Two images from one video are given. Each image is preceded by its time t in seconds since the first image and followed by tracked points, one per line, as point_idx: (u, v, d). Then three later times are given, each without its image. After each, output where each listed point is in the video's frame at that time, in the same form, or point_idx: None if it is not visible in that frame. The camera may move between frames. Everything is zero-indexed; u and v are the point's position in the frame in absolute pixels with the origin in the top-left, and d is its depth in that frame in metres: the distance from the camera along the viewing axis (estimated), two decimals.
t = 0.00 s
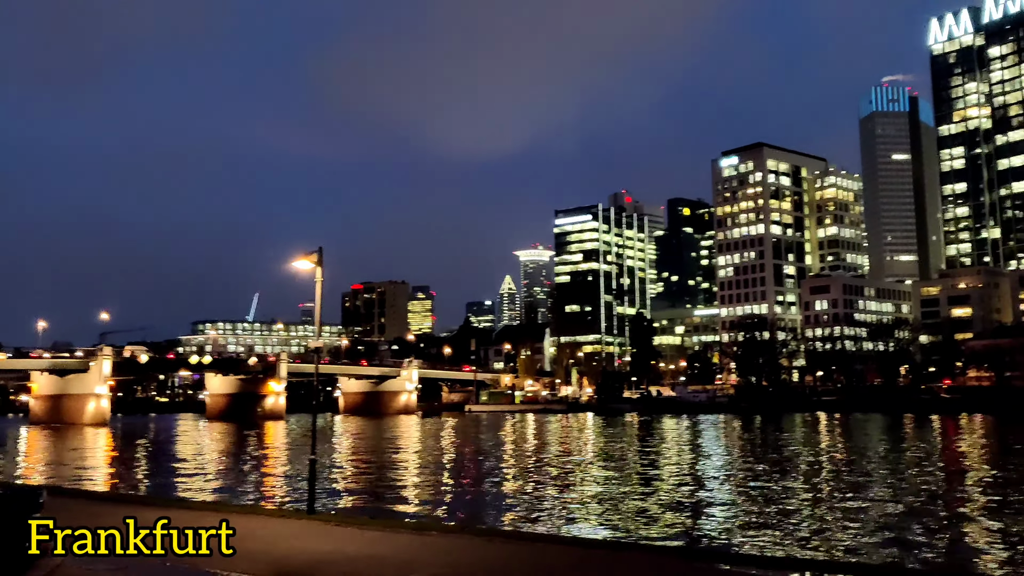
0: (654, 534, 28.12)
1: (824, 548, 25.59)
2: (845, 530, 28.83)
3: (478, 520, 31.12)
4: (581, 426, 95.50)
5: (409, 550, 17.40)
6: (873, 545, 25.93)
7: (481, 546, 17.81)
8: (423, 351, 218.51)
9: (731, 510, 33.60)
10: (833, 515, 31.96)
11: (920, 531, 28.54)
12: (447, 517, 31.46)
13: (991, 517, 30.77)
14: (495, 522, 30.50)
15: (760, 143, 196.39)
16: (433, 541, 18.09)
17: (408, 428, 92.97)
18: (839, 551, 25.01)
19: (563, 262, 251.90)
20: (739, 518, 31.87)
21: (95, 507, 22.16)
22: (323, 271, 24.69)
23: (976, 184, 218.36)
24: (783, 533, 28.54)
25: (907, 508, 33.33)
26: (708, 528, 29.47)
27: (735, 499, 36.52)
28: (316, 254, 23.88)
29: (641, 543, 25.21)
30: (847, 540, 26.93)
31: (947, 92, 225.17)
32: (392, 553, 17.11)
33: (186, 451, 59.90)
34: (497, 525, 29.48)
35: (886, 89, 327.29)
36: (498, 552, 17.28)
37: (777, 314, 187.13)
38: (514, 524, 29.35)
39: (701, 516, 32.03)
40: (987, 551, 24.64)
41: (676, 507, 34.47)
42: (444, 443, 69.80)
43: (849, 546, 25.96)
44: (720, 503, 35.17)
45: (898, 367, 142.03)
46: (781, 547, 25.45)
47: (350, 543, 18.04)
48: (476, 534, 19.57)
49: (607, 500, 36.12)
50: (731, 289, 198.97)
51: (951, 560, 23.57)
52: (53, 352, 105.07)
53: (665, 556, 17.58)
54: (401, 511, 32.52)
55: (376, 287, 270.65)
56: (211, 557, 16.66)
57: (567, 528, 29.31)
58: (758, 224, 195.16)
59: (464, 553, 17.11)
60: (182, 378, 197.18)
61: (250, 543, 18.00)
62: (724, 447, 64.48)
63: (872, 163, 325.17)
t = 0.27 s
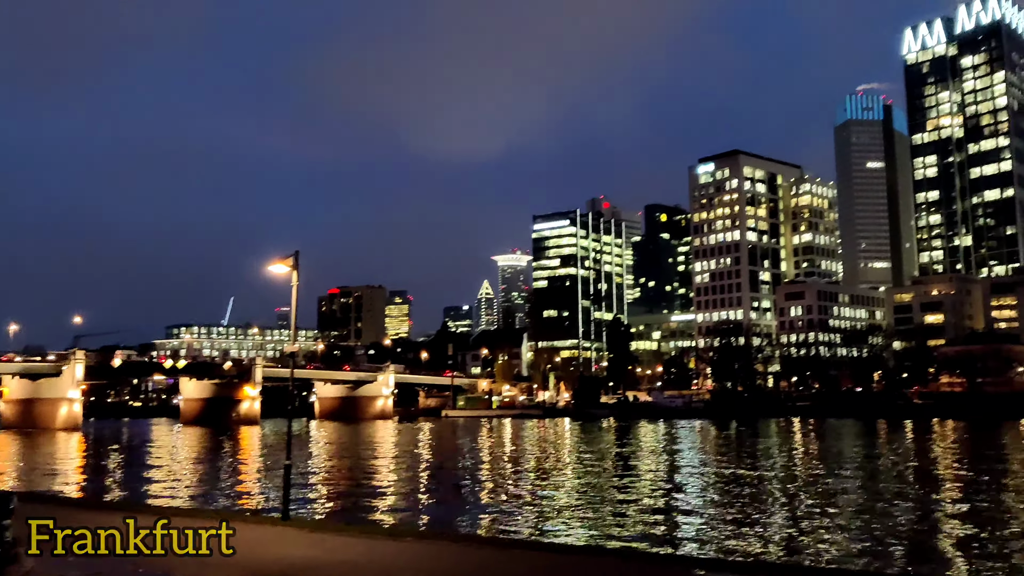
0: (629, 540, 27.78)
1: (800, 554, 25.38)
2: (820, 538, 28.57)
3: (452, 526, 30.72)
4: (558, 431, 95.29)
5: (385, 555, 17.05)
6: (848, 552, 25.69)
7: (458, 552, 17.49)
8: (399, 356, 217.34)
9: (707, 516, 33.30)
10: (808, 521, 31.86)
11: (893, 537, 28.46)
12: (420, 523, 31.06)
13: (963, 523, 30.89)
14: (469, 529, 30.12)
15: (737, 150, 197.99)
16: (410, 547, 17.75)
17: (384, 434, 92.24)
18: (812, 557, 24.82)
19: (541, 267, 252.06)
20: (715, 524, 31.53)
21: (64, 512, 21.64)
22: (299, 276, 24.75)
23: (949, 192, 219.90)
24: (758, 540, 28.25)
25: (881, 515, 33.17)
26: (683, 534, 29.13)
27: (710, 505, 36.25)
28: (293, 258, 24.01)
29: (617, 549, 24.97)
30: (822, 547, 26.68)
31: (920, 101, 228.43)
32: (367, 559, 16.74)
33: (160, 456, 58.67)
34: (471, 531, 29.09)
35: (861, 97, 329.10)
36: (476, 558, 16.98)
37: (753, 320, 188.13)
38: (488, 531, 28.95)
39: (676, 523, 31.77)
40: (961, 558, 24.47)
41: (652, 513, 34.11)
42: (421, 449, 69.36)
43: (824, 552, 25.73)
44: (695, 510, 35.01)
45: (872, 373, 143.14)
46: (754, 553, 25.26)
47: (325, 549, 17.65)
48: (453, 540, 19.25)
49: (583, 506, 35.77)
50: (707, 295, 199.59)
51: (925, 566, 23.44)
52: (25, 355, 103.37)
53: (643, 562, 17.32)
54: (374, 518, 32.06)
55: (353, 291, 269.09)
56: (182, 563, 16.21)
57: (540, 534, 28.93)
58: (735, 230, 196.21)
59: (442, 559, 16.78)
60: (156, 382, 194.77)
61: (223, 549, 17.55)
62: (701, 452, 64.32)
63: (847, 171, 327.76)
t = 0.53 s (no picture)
0: (607, 548, 27.66)
1: (777, 562, 25.37)
2: (795, 545, 28.55)
3: (427, 534, 30.53)
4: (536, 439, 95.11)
5: (360, 564, 16.78)
6: (823, 559, 25.69)
7: (435, 561, 17.21)
8: (377, 363, 216.28)
9: (682, 525, 33.22)
10: (783, 529, 31.90)
11: (867, 545, 28.47)
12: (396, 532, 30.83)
13: (937, 530, 31.06)
14: (444, 537, 29.92)
15: (714, 159, 199.27)
16: (387, 557, 17.46)
17: (361, 442, 91.54)
18: (787, 564, 24.89)
19: (519, 275, 252.07)
20: (691, 532, 31.41)
21: (34, 522, 21.30)
22: (275, 284, 24.62)
23: (922, 203, 222.74)
24: (734, 547, 28.21)
25: (855, 522, 33.22)
26: (660, 542, 29.04)
27: (686, 513, 36.22)
28: (269, 266, 23.87)
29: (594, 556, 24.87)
30: (798, 554, 26.68)
31: (894, 112, 231.09)
32: (342, 569, 16.46)
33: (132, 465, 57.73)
34: (447, 540, 28.90)
35: (836, 108, 331.98)
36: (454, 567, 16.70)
37: (730, 328, 189.10)
38: (464, 540, 28.74)
39: (652, 531, 31.65)
40: (937, 566, 24.50)
41: (628, 521, 34.00)
42: (399, 457, 68.96)
43: (800, 560, 25.72)
44: (670, 518, 34.98)
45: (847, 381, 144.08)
46: (729, 561, 25.25)
47: (300, 559, 17.37)
48: (430, 549, 18.96)
49: (559, 515, 35.60)
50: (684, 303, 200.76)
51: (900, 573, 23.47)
52: None
53: (621, 570, 17.05)
54: (349, 527, 31.77)
55: (330, 299, 267.56)
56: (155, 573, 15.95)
57: (517, 542, 28.76)
58: (711, 239, 197.21)
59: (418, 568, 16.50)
60: (130, 389, 192.45)
61: (196, 560, 17.25)
62: (678, 460, 64.41)
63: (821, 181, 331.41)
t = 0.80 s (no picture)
0: (585, 557, 27.59)
1: (754, 569, 25.43)
2: (770, 553, 28.64)
3: (404, 544, 30.32)
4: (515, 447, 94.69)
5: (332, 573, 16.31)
6: (800, 567, 25.79)
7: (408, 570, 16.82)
8: (354, 372, 215.13)
9: (656, 532, 33.26)
10: (760, 537, 31.99)
11: (841, 553, 28.61)
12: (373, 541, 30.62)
13: (912, 537, 31.31)
14: (421, 546, 29.73)
15: (691, 169, 200.39)
16: (357, 565, 17.12)
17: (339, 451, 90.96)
18: (766, 573, 24.88)
19: (497, 283, 251.81)
20: (667, 540, 31.43)
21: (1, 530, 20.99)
22: (251, 291, 24.44)
23: (896, 213, 225.03)
24: (710, 556, 28.22)
25: (831, 530, 33.36)
26: (638, 550, 29.03)
27: (663, 522, 36.14)
28: (246, 274, 23.71)
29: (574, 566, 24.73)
30: (775, 562, 26.71)
31: (869, 124, 233.87)
32: None
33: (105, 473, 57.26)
34: (424, 550, 28.71)
35: (811, 119, 334.36)
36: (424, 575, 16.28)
37: (707, 337, 190.04)
38: (441, 549, 28.55)
39: (631, 539, 31.59)
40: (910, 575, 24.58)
41: (604, 529, 34.01)
42: (377, 466, 68.61)
43: (777, 567, 25.79)
44: (648, 525, 34.98)
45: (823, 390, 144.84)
46: (709, 569, 25.31)
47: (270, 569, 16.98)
48: (403, 557, 18.56)
49: (537, 524, 35.45)
50: (662, 312, 201.87)
51: None
52: None
53: None
54: (324, 535, 31.50)
55: (307, 307, 265.81)
56: None
57: (494, 551, 28.67)
58: (688, 248, 198.31)
59: None
60: (104, 398, 189.92)
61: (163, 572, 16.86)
62: (656, 468, 64.49)
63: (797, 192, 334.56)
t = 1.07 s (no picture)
0: (563, 566, 27.45)
1: None
2: (748, 562, 28.58)
3: (383, 553, 30.09)
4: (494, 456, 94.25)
5: None
6: None
7: None
8: (332, 380, 214.03)
9: (636, 542, 33.13)
10: (739, 546, 32.08)
11: (820, 562, 28.57)
12: (350, 551, 30.35)
13: (887, 545, 31.57)
14: (400, 556, 29.47)
15: (669, 179, 201.39)
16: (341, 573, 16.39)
17: (316, 460, 90.27)
18: None
19: (477, 291, 252.32)
20: (646, 550, 31.31)
21: None
22: (229, 298, 24.24)
23: (872, 224, 228.01)
24: (688, 564, 28.16)
25: (808, 539, 33.47)
26: (616, 559, 28.94)
27: (642, 531, 36.11)
28: (224, 280, 23.55)
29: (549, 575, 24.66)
30: (751, 571, 26.70)
31: (845, 135, 237.09)
32: None
33: (78, 483, 56.58)
34: (402, 559, 28.49)
35: (788, 130, 336.90)
36: None
37: (684, 346, 190.82)
38: (418, 559, 28.35)
39: (610, 548, 31.53)
40: None
41: (583, 538, 33.93)
42: (354, 474, 68.19)
43: None
44: (627, 534, 34.97)
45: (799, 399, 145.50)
46: None
47: None
48: (383, 567, 17.60)
49: (516, 532, 35.33)
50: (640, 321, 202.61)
51: None
52: None
53: None
54: (301, 545, 31.17)
55: (285, 314, 264.19)
56: None
57: (472, 560, 28.50)
58: (667, 257, 199.35)
59: None
60: (78, 406, 187.80)
61: None
62: (634, 477, 64.53)
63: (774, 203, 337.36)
